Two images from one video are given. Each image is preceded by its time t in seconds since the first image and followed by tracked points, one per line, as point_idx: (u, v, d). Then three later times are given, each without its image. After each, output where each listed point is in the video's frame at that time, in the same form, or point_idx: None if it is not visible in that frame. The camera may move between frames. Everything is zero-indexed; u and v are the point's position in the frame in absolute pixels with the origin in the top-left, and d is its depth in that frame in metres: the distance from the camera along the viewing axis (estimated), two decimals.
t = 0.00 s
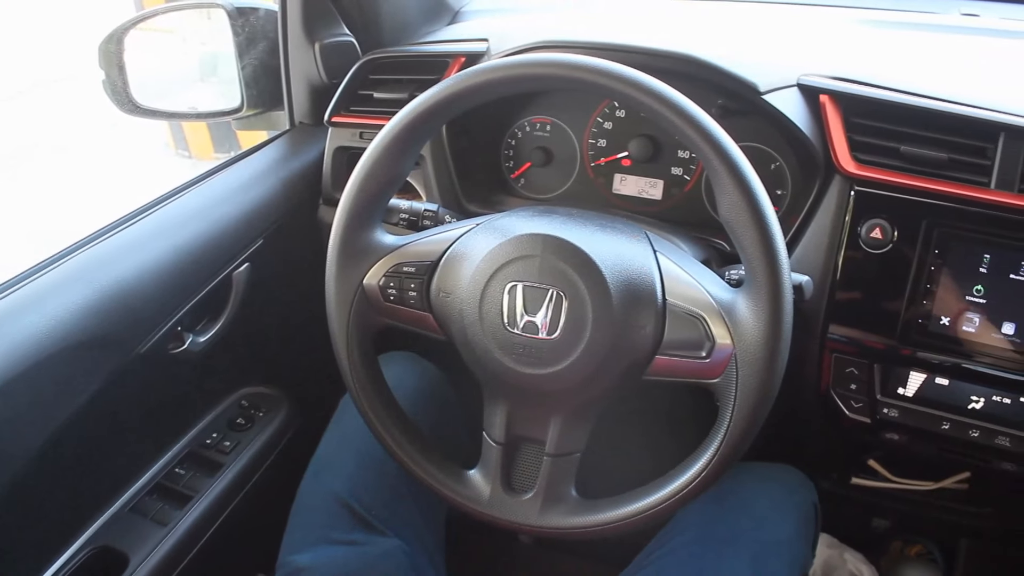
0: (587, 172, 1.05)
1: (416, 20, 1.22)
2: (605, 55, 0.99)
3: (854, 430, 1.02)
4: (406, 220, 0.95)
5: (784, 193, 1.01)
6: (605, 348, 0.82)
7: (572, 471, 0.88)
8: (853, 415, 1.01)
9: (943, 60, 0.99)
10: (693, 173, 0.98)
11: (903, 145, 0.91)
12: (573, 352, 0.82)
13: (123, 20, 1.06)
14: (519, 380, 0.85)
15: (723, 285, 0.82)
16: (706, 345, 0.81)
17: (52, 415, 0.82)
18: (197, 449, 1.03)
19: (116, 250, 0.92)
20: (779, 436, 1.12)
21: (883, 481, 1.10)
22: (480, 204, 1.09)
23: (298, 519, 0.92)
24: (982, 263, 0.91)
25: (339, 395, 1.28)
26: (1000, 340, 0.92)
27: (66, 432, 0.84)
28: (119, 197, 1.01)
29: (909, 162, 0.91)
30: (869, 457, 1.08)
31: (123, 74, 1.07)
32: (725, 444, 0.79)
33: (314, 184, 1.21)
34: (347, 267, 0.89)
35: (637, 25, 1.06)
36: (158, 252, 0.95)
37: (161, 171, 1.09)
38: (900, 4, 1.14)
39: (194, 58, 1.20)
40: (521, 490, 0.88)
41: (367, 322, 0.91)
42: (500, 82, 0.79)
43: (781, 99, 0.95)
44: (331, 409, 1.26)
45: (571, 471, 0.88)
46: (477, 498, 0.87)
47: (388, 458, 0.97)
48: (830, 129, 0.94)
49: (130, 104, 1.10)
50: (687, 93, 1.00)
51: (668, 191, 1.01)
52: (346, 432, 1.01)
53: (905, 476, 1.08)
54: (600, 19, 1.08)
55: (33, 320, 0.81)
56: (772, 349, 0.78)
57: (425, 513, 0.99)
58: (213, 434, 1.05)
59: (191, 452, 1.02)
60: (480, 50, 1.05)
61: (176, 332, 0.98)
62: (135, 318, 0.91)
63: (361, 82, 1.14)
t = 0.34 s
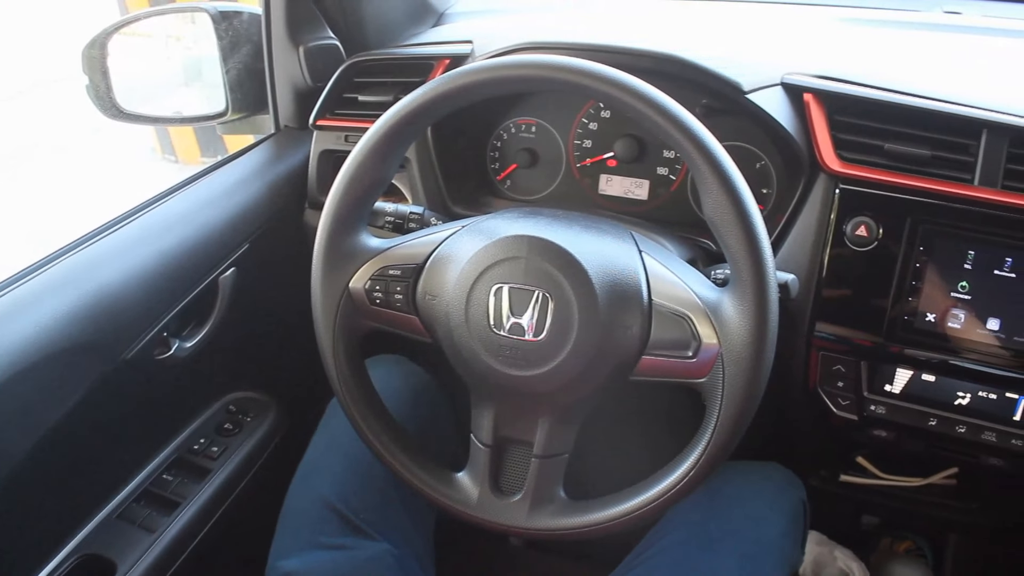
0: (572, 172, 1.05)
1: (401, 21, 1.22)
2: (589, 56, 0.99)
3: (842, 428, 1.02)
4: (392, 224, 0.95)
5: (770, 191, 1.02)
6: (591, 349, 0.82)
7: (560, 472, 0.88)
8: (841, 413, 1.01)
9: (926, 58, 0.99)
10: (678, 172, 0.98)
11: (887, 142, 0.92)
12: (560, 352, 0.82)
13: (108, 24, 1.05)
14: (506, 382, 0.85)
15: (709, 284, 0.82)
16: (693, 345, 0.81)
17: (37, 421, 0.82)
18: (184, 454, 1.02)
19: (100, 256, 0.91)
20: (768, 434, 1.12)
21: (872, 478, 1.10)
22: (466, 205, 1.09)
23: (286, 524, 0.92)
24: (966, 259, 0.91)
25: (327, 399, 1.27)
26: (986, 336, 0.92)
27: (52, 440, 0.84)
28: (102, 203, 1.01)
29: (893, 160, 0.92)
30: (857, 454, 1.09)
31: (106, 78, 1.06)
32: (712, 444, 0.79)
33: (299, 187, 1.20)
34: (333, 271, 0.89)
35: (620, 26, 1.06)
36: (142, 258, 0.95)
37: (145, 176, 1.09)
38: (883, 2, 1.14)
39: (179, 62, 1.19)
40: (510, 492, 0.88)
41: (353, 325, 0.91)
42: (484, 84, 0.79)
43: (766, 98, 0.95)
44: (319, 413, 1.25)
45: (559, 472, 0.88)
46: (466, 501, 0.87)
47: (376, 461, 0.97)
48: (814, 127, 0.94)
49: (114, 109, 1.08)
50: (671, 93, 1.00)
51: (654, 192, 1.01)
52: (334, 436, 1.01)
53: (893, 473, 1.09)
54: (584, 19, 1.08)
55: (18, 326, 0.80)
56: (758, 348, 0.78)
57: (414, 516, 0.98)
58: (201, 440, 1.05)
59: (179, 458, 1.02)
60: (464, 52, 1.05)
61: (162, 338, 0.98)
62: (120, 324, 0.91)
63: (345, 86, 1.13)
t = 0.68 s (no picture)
0: (556, 175, 1.05)
1: (383, 23, 1.20)
2: (572, 58, 1.00)
3: (828, 426, 1.02)
4: (376, 227, 0.95)
5: (753, 191, 1.01)
6: (575, 351, 0.82)
7: (547, 474, 0.88)
8: (826, 411, 1.02)
9: (906, 57, 1.00)
10: (662, 174, 0.99)
11: (868, 141, 0.92)
12: (545, 354, 0.82)
13: (90, 30, 1.05)
14: (491, 385, 0.85)
15: (692, 284, 0.83)
16: (677, 345, 0.81)
17: (23, 430, 0.81)
18: (171, 461, 1.02)
19: (83, 264, 0.91)
20: (754, 434, 1.12)
21: (858, 476, 1.10)
22: (450, 209, 1.09)
23: (274, 530, 0.91)
24: (948, 257, 0.92)
25: (314, 404, 1.27)
26: (969, 333, 0.93)
27: (37, 448, 0.83)
28: (85, 210, 1.00)
29: (875, 158, 0.92)
30: (843, 453, 1.08)
31: (88, 84, 1.06)
32: (698, 444, 0.80)
33: (284, 192, 1.20)
34: (317, 276, 0.89)
35: (602, 28, 1.06)
36: (126, 265, 0.94)
37: (129, 183, 1.08)
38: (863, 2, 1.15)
39: (161, 68, 1.18)
40: (497, 495, 0.88)
41: (338, 330, 0.91)
42: (467, 87, 0.80)
43: (748, 98, 0.95)
44: (306, 418, 1.25)
45: (545, 474, 0.88)
46: (453, 504, 0.87)
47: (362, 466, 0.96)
48: (795, 126, 0.94)
49: (96, 115, 1.08)
50: (653, 95, 1.00)
51: (638, 193, 1.02)
52: (321, 441, 1.01)
53: (879, 471, 1.08)
54: (565, 22, 1.08)
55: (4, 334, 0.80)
56: (742, 348, 0.79)
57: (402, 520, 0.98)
58: (187, 446, 1.04)
59: (165, 465, 1.01)
60: (447, 56, 1.05)
61: (147, 345, 0.97)
62: (103, 331, 0.90)
63: (328, 90, 1.12)
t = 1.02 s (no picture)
0: (542, 177, 1.05)
1: (368, 29, 1.20)
2: (556, 61, 1.00)
3: (816, 425, 1.03)
4: (361, 231, 0.95)
5: (738, 192, 1.02)
6: (561, 353, 0.82)
7: (535, 476, 0.88)
8: (813, 410, 1.02)
9: (888, 57, 1.00)
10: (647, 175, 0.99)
11: (851, 141, 0.93)
12: (531, 356, 0.82)
13: (76, 36, 1.05)
14: (478, 388, 0.85)
15: (677, 285, 0.83)
16: (663, 346, 0.82)
17: (9, 437, 0.81)
18: (158, 468, 1.02)
19: (69, 270, 0.90)
20: (743, 434, 1.12)
21: (846, 474, 1.10)
22: (435, 212, 1.09)
23: (263, 536, 0.91)
24: (931, 255, 0.92)
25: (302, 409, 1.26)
26: (954, 330, 0.93)
27: (23, 456, 0.83)
28: (70, 216, 1.00)
29: (858, 158, 0.93)
30: (830, 450, 1.08)
31: (72, 91, 1.06)
32: (684, 443, 0.80)
33: (270, 197, 1.20)
34: (303, 280, 0.89)
35: (586, 30, 1.06)
36: (112, 271, 0.94)
37: (114, 189, 1.08)
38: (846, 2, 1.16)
39: (145, 75, 1.18)
40: (485, 497, 0.88)
41: (324, 334, 0.90)
42: (452, 90, 0.80)
43: (731, 98, 0.95)
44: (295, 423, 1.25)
45: (533, 475, 0.88)
46: (441, 507, 0.87)
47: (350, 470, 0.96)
48: (779, 127, 0.95)
49: (80, 122, 1.08)
50: (637, 96, 1.01)
51: (623, 194, 1.02)
52: (308, 446, 1.01)
53: (867, 469, 1.09)
54: (549, 24, 1.09)
55: None
56: (727, 347, 0.79)
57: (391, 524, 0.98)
58: (175, 453, 1.04)
59: (153, 472, 1.01)
60: (431, 59, 1.05)
61: (133, 351, 0.97)
62: (89, 338, 0.90)
63: (313, 95, 1.13)
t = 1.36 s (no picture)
0: (527, 183, 1.05)
1: (352, 36, 1.20)
2: (540, 66, 1.00)
3: (802, 426, 1.03)
4: (347, 239, 0.95)
5: (722, 195, 1.03)
6: (547, 357, 0.82)
7: (522, 480, 0.89)
8: (799, 411, 1.03)
9: (869, 60, 1.01)
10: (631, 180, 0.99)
11: (833, 144, 0.93)
12: (517, 361, 0.82)
13: (59, 45, 1.05)
14: (464, 393, 0.85)
15: (661, 288, 0.83)
16: (648, 348, 0.82)
17: None
18: (146, 478, 1.01)
19: (54, 280, 0.90)
20: (731, 436, 1.12)
21: (833, 475, 1.10)
22: (421, 219, 1.09)
23: (252, 544, 0.91)
24: (914, 255, 0.93)
25: (290, 416, 1.26)
26: (938, 330, 0.94)
27: (10, 467, 0.82)
28: (55, 227, 1.00)
29: (840, 160, 0.93)
30: (817, 452, 1.09)
31: (57, 101, 1.06)
32: (670, 446, 0.80)
33: (256, 205, 1.20)
34: (289, 287, 0.89)
35: (570, 36, 1.06)
36: (99, 281, 0.94)
37: (100, 199, 1.08)
38: (828, 6, 1.17)
39: (131, 84, 1.18)
40: (473, 502, 0.88)
41: (311, 341, 0.90)
42: (436, 97, 0.80)
43: (713, 102, 0.96)
44: (283, 431, 1.25)
45: (521, 479, 0.88)
46: (429, 513, 0.87)
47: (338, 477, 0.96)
48: (762, 130, 0.95)
49: (65, 131, 1.08)
50: (620, 101, 1.01)
51: (608, 199, 1.02)
52: (296, 454, 1.00)
53: (854, 470, 1.09)
54: (533, 31, 1.09)
55: None
56: (712, 349, 0.80)
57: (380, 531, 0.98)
58: (162, 462, 1.04)
59: (141, 481, 1.00)
60: (416, 67, 1.05)
61: (120, 361, 0.96)
62: (75, 348, 0.89)
63: (298, 103, 1.12)
